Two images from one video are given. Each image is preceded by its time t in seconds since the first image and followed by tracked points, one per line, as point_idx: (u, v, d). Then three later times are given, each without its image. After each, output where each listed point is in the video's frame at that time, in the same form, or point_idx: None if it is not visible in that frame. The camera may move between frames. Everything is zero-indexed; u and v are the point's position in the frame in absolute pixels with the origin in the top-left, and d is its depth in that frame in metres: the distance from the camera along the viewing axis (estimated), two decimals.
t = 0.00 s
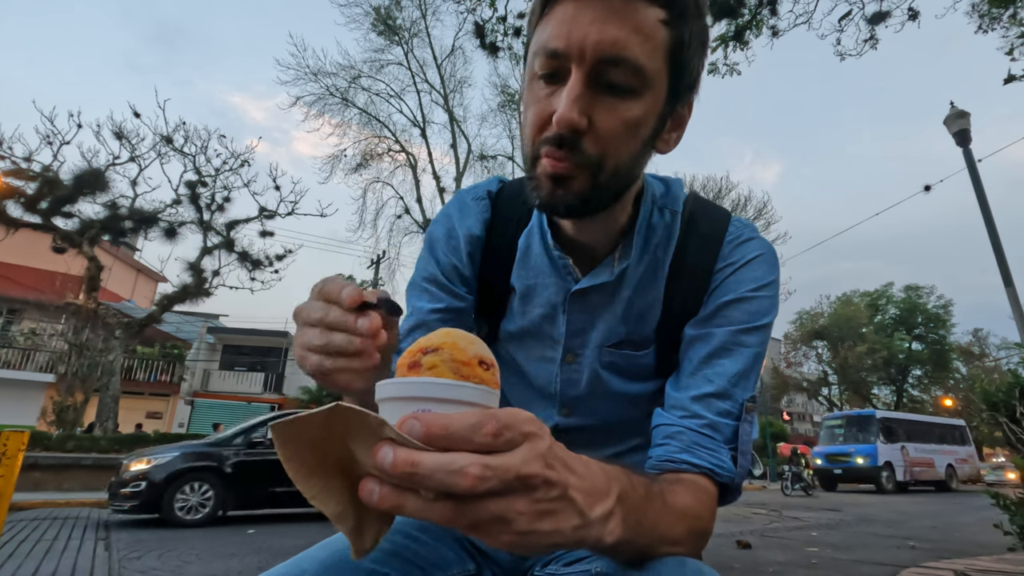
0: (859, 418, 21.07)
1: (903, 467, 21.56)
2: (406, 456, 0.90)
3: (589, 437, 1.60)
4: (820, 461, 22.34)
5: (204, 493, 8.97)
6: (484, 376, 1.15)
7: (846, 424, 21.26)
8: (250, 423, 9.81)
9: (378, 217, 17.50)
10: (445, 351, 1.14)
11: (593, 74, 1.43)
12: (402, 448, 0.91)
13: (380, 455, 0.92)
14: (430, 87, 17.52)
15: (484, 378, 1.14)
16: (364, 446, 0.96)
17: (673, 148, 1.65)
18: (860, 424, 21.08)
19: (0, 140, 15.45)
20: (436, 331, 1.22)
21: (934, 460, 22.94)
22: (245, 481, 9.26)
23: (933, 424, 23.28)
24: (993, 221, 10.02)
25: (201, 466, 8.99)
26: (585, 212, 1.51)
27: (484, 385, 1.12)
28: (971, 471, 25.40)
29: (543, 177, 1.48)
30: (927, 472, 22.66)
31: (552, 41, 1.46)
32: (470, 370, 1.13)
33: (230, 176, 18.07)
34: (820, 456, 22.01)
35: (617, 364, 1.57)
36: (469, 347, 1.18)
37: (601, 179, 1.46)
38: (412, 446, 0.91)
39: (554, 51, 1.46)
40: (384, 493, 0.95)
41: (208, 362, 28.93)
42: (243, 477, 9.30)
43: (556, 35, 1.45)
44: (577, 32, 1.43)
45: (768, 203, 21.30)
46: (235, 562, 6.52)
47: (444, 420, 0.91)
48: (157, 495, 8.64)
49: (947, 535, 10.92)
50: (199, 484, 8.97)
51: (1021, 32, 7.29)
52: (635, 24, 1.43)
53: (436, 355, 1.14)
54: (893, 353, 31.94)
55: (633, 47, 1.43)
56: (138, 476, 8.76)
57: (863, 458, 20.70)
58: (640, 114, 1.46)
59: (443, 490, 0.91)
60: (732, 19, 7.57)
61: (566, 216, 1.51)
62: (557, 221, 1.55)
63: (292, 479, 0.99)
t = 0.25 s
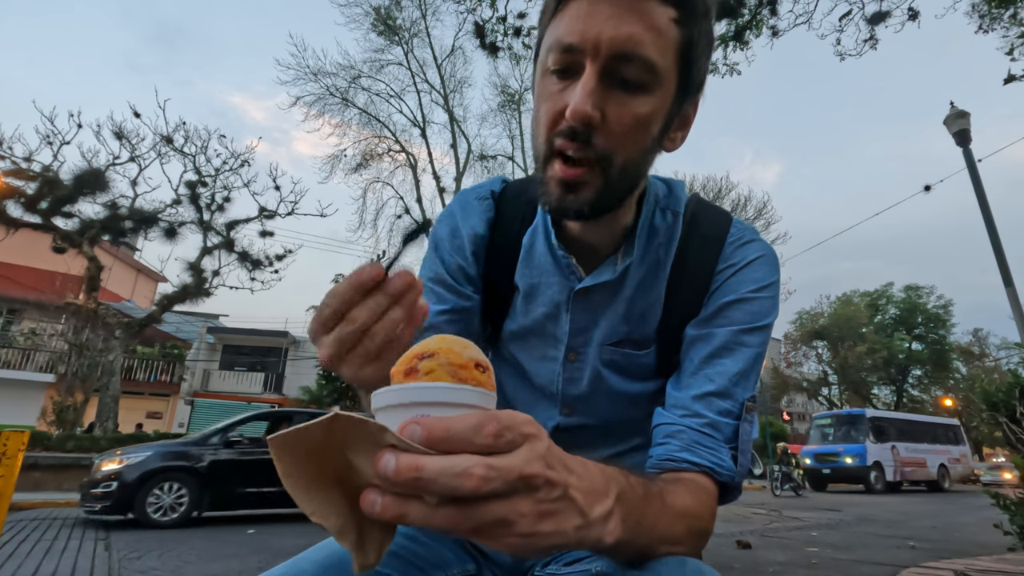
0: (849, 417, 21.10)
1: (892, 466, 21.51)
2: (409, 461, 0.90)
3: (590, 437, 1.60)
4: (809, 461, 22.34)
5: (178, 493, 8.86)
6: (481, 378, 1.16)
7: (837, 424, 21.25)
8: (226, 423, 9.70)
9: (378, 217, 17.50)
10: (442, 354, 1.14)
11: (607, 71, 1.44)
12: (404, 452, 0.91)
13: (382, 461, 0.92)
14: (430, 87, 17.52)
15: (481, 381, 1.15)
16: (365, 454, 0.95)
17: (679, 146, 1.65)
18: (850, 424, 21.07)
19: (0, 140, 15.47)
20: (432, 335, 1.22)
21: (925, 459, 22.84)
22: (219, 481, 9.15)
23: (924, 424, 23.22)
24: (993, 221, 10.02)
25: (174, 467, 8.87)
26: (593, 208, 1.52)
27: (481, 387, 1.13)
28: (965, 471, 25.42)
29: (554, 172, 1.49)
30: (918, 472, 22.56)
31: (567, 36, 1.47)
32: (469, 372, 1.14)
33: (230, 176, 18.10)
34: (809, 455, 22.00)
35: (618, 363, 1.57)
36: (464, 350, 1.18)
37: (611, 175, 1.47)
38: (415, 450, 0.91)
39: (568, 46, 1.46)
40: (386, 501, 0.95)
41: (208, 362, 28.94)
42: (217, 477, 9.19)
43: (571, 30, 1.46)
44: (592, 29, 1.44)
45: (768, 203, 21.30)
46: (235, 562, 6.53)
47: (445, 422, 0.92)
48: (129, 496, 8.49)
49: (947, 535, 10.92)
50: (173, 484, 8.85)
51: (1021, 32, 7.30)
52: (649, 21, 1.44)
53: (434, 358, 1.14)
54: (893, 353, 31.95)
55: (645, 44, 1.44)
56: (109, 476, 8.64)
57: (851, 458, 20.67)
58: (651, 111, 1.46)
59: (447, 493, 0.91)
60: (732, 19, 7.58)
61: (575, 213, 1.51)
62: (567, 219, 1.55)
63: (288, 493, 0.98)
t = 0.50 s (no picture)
0: (838, 416, 21.05)
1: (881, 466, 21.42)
2: (417, 450, 0.90)
3: (590, 437, 1.60)
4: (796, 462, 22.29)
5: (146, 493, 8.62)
6: (487, 369, 1.17)
7: (823, 423, 21.25)
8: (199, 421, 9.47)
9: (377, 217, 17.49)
10: (447, 346, 1.15)
11: (615, 71, 1.44)
12: (412, 442, 0.91)
13: (390, 451, 0.92)
14: (430, 87, 17.55)
15: (486, 371, 1.15)
16: (373, 446, 0.95)
17: (682, 148, 1.65)
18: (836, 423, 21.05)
19: (0, 140, 15.44)
20: (437, 328, 1.23)
21: (917, 459, 22.68)
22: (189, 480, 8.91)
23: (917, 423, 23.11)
24: (993, 221, 10.03)
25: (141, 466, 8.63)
26: (598, 210, 1.51)
27: (486, 377, 1.14)
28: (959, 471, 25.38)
29: (560, 172, 1.48)
30: (909, 472, 22.42)
31: (576, 35, 1.46)
32: (474, 363, 1.14)
33: (230, 176, 18.10)
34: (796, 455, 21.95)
35: (619, 363, 1.58)
36: (469, 341, 1.19)
37: (616, 176, 1.46)
38: (423, 438, 0.92)
39: (578, 45, 1.46)
40: (391, 493, 0.95)
41: (208, 361, 28.94)
42: (188, 476, 8.95)
43: (580, 30, 1.46)
44: (602, 29, 1.44)
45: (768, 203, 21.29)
46: (236, 561, 6.54)
47: (452, 411, 0.93)
48: (94, 497, 8.27)
49: (946, 535, 10.93)
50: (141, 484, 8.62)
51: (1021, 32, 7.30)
52: (658, 23, 1.45)
53: (438, 350, 1.14)
54: (892, 353, 31.94)
55: (655, 45, 1.44)
56: (75, 476, 8.40)
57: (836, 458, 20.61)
58: (659, 112, 1.47)
59: (455, 483, 0.91)
60: (732, 19, 7.58)
61: (580, 213, 1.50)
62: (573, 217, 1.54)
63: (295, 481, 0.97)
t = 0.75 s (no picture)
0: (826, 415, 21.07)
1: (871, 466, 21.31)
2: (423, 454, 0.89)
3: (592, 436, 1.60)
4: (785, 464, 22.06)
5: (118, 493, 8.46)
6: (502, 373, 1.14)
7: (812, 422, 21.19)
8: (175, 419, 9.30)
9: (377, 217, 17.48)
10: (463, 347, 1.13)
11: (617, 65, 1.44)
12: (420, 444, 0.89)
13: (397, 451, 0.90)
14: (429, 87, 17.55)
15: (501, 377, 1.13)
16: (379, 445, 0.94)
17: (683, 147, 1.64)
18: (826, 421, 21.01)
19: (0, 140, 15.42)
20: (454, 325, 1.21)
21: (908, 458, 22.55)
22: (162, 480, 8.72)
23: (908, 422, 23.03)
24: (993, 221, 10.02)
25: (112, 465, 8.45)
26: (600, 206, 1.49)
27: (500, 383, 1.11)
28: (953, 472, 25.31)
29: (562, 166, 1.46)
30: (899, 472, 22.27)
31: (578, 31, 1.46)
32: (489, 368, 1.11)
33: (230, 176, 18.11)
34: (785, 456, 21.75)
35: (620, 364, 1.57)
36: (486, 342, 1.16)
37: (619, 170, 1.45)
38: (430, 443, 0.90)
39: (579, 41, 1.46)
40: (397, 488, 0.94)
41: (208, 361, 28.92)
42: (161, 476, 8.76)
43: (582, 26, 1.46)
44: (604, 24, 1.44)
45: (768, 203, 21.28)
46: (236, 562, 6.53)
47: (462, 416, 0.90)
48: (63, 495, 8.13)
49: (947, 535, 10.92)
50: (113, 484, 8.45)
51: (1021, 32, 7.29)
52: (660, 20, 1.45)
53: (455, 351, 1.13)
54: (892, 353, 31.94)
55: (656, 41, 1.44)
56: (44, 475, 8.25)
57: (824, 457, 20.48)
58: (661, 107, 1.46)
59: (460, 488, 0.90)
60: (732, 19, 7.57)
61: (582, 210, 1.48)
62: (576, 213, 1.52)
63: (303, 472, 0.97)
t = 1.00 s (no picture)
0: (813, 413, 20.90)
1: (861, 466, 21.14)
2: (423, 463, 0.90)
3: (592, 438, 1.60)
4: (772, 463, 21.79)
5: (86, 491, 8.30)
6: (502, 381, 1.14)
7: (799, 421, 20.92)
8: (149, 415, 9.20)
9: (377, 217, 17.49)
10: (463, 354, 1.13)
11: (602, 65, 1.44)
12: (419, 454, 0.91)
13: (395, 460, 0.91)
14: (429, 87, 17.58)
15: (501, 384, 1.13)
16: (379, 452, 0.95)
17: (678, 144, 1.64)
18: (814, 420, 20.75)
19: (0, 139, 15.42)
20: (455, 331, 1.21)
21: (898, 458, 22.43)
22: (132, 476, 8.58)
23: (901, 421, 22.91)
24: (993, 221, 10.03)
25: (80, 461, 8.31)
26: (595, 206, 1.50)
27: (501, 390, 1.12)
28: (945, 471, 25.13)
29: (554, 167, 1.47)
30: (889, 472, 22.13)
31: (562, 34, 1.47)
32: (489, 375, 1.12)
33: (230, 175, 18.14)
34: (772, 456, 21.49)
35: (620, 364, 1.57)
36: (486, 349, 1.16)
37: (612, 168, 1.45)
38: (430, 453, 0.91)
39: (564, 43, 1.47)
40: (397, 498, 0.95)
41: (208, 361, 28.89)
42: (132, 472, 8.63)
43: (566, 27, 1.47)
44: (587, 25, 1.44)
45: (768, 203, 21.28)
46: (236, 561, 6.54)
47: (461, 425, 0.91)
48: (30, 491, 8.04)
49: (947, 535, 10.93)
50: (81, 481, 8.32)
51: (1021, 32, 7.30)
52: (643, 17, 1.45)
53: (454, 358, 1.12)
54: (893, 353, 31.95)
55: (641, 37, 1.44)
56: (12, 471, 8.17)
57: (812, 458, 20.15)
58: (650, 104, 1.46)
59: (460, 498, 0.91)
60: (732, 19, 7.57)
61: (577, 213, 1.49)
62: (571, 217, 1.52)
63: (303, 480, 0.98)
